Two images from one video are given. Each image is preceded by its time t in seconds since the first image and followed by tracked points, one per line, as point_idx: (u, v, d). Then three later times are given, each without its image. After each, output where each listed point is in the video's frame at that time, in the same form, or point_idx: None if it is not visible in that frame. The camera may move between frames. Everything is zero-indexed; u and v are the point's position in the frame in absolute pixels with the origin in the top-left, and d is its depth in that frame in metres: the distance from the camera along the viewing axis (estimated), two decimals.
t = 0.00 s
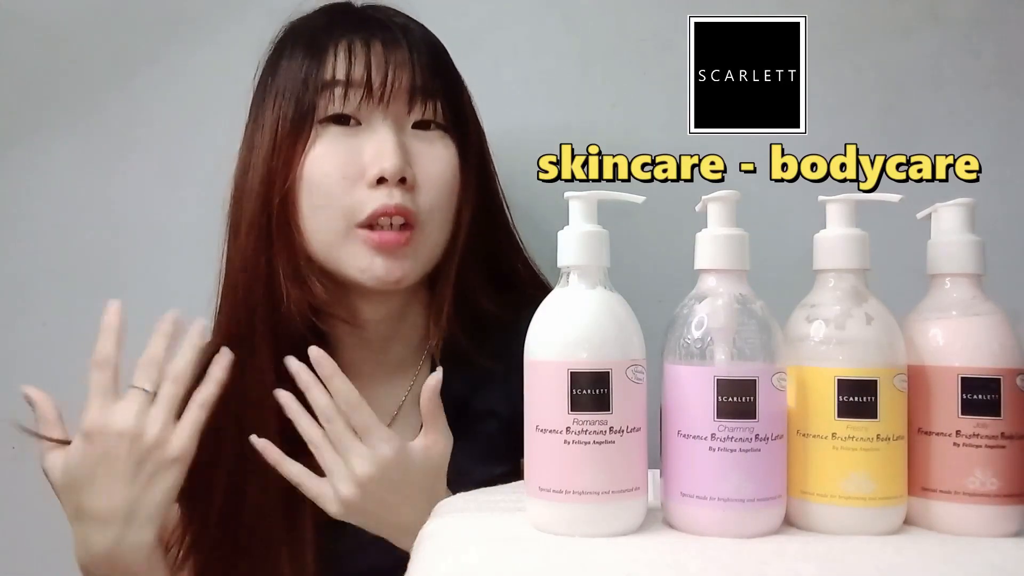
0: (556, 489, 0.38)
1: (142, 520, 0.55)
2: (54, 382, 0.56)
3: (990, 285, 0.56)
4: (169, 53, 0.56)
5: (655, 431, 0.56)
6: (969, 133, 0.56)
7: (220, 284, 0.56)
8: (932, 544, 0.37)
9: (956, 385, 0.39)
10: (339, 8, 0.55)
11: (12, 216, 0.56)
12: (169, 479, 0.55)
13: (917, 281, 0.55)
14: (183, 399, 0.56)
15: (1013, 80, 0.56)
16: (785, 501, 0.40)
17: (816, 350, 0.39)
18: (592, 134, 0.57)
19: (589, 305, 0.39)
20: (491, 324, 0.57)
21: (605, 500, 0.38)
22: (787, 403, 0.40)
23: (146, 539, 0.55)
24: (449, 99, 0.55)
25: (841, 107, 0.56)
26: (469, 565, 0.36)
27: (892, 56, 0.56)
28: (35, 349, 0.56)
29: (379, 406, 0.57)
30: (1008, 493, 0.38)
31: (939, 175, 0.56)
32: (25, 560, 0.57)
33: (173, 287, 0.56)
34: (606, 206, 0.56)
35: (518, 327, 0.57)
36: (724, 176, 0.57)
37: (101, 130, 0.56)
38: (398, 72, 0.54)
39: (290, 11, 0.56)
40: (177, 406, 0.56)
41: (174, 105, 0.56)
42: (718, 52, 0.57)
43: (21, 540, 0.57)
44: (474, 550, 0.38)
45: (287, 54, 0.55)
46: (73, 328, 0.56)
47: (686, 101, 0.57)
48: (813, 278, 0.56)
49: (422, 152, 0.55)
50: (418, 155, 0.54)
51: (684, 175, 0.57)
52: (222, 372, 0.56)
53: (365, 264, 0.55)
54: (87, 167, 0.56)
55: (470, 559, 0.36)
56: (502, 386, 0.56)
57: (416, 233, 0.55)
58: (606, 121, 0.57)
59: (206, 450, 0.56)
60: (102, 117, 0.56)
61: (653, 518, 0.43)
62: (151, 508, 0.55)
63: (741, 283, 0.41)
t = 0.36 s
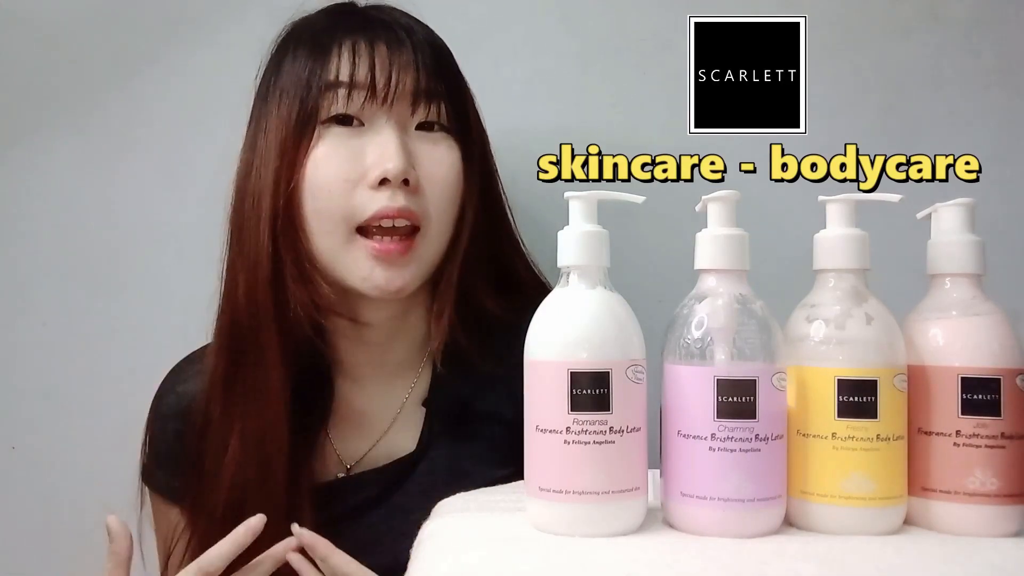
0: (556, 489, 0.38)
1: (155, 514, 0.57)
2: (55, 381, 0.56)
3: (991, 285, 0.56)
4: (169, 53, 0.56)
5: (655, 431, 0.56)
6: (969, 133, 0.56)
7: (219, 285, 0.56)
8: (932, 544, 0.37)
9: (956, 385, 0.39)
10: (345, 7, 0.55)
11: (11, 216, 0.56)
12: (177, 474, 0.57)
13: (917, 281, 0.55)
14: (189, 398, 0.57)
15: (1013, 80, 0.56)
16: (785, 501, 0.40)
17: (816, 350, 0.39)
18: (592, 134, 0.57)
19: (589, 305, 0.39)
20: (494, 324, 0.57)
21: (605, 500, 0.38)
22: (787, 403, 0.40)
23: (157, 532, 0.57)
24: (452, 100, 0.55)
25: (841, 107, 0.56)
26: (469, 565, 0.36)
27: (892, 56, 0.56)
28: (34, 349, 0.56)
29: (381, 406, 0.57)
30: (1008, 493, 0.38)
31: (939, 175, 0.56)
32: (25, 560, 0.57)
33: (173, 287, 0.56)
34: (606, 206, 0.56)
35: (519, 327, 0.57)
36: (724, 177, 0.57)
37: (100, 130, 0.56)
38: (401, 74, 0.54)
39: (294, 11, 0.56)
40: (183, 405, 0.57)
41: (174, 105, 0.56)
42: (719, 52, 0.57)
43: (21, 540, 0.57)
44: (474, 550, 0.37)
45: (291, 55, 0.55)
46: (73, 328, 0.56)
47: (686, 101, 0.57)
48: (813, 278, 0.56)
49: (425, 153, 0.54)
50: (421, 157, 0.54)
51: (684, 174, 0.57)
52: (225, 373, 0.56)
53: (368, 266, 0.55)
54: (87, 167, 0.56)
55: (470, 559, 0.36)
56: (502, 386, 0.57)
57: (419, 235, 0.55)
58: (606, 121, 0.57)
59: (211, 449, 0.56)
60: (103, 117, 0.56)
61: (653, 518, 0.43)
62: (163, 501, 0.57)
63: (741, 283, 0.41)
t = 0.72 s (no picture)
0: (556, 489, 0.38)
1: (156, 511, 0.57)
2: (55, 381, 0.56)
3: (991, 285, 0.56)
4: (169, 53, 0.56)
5: (655, 430, 0.56)
6: (970, 133, 0.56)
7: (220, 285, 0.56)
8: (932, 544, 0.37)
9: (956, 385, 0.39)
10: (344, 8, 0.56)
11: (11, 216, 0.56)
12: (180, 473, 0.57)
13: (917, 281, 0.55)
14: (192, 396, 0.56)
15: (1013, 80, 0.56)
16: (785, 501, 0.40)
17: (816, 350, 0.39)
18: (591, 134, 0.57)
19: (589, 305, 0.39)
20: (497, 323, 0.57)
21: (605, 500, 0.38)
22: (787, 403, 0.40)
23: (158, 531, 0.57)
24: (452, 97, 0.55)
25: (841, 107, 0.56)
26: (469, 565, 0.36)
27: (892, 57, 0.56)
28: (35, 349, 0.56)
29: (384, 406, 0.57)
30: (1008, 493, 0.38)
31: (939, 175, 0.56)
32: (25, 560, 0.57)
33: (173, 287, 0.56)
34: (605, 206, 0.56)
35: (519, 326, 0.57)
36: (724, 177, 0.57)
37: (100, 129, 0.56)
38: (400, 71, 0.54)
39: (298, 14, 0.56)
40: (188, 403, 0.56)
41: (174, 105, 0.56)
42: (718, 52, 0.57)
43: (20, 539, 0.57)
44: (475, 550, 0.37)
45: (292, 55, 0.55)
46: (73, 328, 0.56)
47: (686, 101, 0.57)
48: (813, 278, 0.56)
49: (424, 149, 0.55)
50: (419, 152, 0.55)
51: (684, 174, 0.57)
52: (229, 373, 0.56)
53: (368, 261, 0.55)
54: (87, 167, 0.56)
55: (470, 559, 0.36)
56: (502, 386, 0.57)
57: (420, 229, 0.55)
58: (606, 121, 0.57)
59: (213, 448, 0.56)
60: (103, 117, 0.56)
61: (653, 518, 0.43)
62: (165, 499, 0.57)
63: (741, 283, 0.41)
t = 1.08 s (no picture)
0: (556, 489, 0.38)
1: (159, 512, 0.57)
2: (54, 381, 0.56)
3: (991, 285, 0.56)
4: (169, 53, 0.56)
5: (654, 430, 0.56)
6: (970, 133, 0.56)
7: (219, 285, 0.56)
8: (932, 544, 0.37)
9: (956, 385, 0.39)
10: (343, 9, 0.56)
11: (11, 216, 0.56)
12: (180, 472, 0.56)
13: (917, 281, 0.55)
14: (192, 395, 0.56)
15: (1013, 80, 0.56)
16: (785, 501, 0.40)
17: (816, 350, 0.39)
18: (591, 134, 0.57)
19: (589, 304, 0.39)
20: (493, 324, 0.57)
21: (605, 500, 0.38)
22: (787, 402, 0.40)
23: (161, 531, 0.57)
24: (450, 97, 0.56)
25: (841, 107, 0.56)
26: (469, 565, 0.36)
27: (892, 57, 0.56)
28: (35, 349, 0.56)
29: (380, 402, 0.57)
30: (1008, 493, 0.38)
31: (939, 175, 0.56)
32: (24, 560, 0.57)
33: (174, 287, 0.56)
34: (605, 206, 0.56)
35: (519, 326, 0.57)
36: (724, 177, 0.57)
37: (100, 129, 0.56)
38: (398, 70, 0.54)
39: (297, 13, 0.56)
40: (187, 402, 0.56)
41: (174, 105, 0.56)
42: (718, 52, 0.57)
43: (20, 540, 0.57)
44: (475, 550, 0.37)
45: (290, 54, 0.55)
46: (73, 328, 0.56)
47: (686, 101, 0.57)
48: (813, 278, 0.56)
49: (422, 149, 0.55)
50: (417, 151, 0.55)
51: (684, 174, 0.57)
52: (227, 372, 0.56)
53: (365, 259, 0.55)
54: (87, 168, 0.56)
55: (470, 559, 0.36)
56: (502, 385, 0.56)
57: (416, 229, 0.55)
58: (606, 121, 0.57)
59: (211, 446, 0.56)
60: (103, 117, 0.56)
61: (653, 518, 0.43)
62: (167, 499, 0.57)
63: (741, 283, 0.41)
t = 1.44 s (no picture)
0: (556, 489, 0.38)
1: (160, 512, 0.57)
2: (55, 381, 0.56)
3: (991, 284, 0.56)
4: (170, 53, 0.56)
5: (654, 430, 0.56)
6: (970, 133, 0.56)
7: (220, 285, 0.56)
8: (932, 544, 0.37)
9: (956, 385, 0.39)
10: (337, 8, 0.56)
11: (11, 216, 0.56)
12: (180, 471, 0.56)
13: (917, 281, 0.55)
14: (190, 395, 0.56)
15: (1014, 80, 0.56)
16: (785, 501, 0.40)
17: (816, 350, 0.39)
18: (592, 134, 0.57)
19: (590, 304, 0.39)
20: (488, 322, 0.57)
21: (605, 500, 0.38)
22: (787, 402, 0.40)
23: (162, 531, 0.57)
24: (447, 93, 0.56)
25: (841, 107, 0.56)
26: (469, 565, 0.36)
27: (892, 57, 0.56)
28: (34, 349, 0.56)
29: (378, 399, 0.57)
30: (1008, 493, 0.38)
31: (939, 175, 0.56)
32: (25, 560, 0.57)
33: (174, 287, 0.56)
34: (605, 206, 0.56)
35: (518, 326, 0.57)
36: (724, 177, 0.57)
37: (100, 129, 0.56)
38: (396, 67, 0.55)
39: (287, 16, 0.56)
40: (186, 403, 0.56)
41: (174, 105, 0.56)
42: (719, 52, 0.57)
43: (20, 540, 0.57)
44: (476, 550, 0.37)
45: (285, 53, 0.55)
46: (73, 328, 0.56)
47: (686, 101, 0.57)
48: (813, 278, 0.56)
49: (422, 144, 0.55)
50: (417, 146, 0.55)
51: (684, 175, 0.57)
52: (222, 372, 0.56)
53: (366, 255, 0.55)
54: (88, 168, 0.56)
55: (470, 559, 0.36)
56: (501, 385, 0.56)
57: (416, 225, 0.55)
58: (606, 121, 0.57)
59: (210, 447, 0.56)
60: (103, 117, 0.56)
61: (653, 518, 0.43)
62: (166, 499, 0.57)
63: (741, 283, 0.41)
